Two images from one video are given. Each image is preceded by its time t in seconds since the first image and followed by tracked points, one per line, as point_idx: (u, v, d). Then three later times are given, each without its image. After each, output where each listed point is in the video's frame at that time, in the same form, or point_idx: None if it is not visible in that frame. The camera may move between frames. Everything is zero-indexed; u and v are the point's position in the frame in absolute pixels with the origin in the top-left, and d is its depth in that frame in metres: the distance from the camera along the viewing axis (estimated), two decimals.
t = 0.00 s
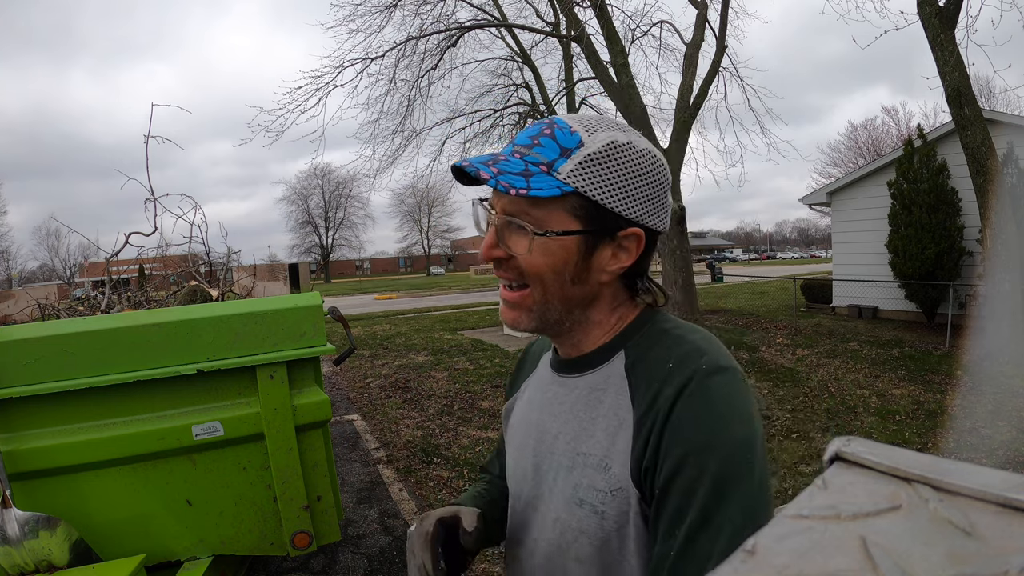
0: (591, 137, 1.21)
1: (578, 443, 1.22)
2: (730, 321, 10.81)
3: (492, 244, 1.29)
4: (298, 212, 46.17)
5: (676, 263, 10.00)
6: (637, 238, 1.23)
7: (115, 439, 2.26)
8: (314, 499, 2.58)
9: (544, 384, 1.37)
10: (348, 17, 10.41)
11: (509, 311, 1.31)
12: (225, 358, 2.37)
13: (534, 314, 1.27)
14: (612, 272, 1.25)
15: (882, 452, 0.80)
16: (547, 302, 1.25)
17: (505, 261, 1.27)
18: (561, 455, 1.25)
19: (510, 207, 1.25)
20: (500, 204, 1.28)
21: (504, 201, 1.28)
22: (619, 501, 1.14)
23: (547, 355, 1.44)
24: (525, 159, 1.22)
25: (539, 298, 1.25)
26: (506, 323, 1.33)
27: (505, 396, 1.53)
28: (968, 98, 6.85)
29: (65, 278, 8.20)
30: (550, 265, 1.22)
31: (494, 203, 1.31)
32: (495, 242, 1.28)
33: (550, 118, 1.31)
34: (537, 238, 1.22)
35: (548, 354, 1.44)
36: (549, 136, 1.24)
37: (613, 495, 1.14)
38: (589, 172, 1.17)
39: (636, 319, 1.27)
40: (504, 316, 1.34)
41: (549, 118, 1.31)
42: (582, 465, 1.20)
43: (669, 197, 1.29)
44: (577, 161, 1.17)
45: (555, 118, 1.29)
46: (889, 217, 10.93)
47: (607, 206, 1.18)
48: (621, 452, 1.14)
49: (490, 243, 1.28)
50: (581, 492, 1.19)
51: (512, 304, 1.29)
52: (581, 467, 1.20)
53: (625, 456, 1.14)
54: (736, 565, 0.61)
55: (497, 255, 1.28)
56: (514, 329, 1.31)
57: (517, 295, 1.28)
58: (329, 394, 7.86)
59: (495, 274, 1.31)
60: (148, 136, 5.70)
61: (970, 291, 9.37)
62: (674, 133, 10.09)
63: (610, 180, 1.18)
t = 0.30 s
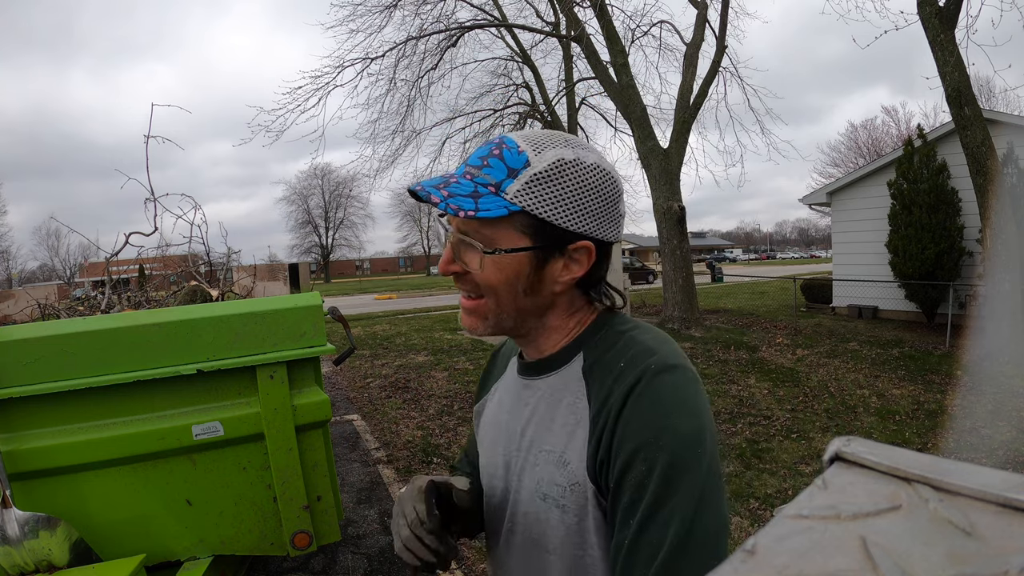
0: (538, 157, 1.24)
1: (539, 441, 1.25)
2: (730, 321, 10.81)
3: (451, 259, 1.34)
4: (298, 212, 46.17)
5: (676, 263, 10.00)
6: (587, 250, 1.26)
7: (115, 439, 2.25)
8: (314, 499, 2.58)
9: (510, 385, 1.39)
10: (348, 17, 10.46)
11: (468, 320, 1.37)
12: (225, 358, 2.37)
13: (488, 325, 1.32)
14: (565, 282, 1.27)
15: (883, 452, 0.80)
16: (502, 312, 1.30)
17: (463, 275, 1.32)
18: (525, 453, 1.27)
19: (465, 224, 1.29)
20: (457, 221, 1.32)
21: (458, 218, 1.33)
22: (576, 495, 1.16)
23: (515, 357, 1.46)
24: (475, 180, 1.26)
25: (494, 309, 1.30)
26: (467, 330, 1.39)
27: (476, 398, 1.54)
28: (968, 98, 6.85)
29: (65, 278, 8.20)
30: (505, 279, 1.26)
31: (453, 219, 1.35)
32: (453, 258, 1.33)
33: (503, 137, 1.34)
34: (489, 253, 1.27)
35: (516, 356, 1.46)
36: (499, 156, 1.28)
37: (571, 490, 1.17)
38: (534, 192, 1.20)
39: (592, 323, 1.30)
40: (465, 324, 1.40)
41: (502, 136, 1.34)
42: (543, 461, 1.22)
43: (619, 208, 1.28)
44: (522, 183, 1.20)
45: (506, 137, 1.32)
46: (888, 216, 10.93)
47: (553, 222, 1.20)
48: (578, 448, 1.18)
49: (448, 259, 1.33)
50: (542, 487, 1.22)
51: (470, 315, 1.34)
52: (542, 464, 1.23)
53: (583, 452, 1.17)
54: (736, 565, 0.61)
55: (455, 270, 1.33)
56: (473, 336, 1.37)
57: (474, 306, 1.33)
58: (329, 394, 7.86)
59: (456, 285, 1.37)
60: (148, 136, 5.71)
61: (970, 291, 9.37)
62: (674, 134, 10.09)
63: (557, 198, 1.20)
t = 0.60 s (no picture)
0: (540, 154, 1.26)
1: (532, 449, 1.25)
2: (730, 321, 10.81)
3: (448, 262, 1.28)
4: (298, 212, 46.19)
5: (676, 263, 9.99)
6: (585, 248, 1.29)
7: (115, 438, 2.26)
8: (314, 499, 2.58)
9: (499, 396, 1.40)
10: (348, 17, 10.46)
11: (456, 327, 1.33)
12: (225, 358, 2.37)
13: (482, 331, 1.29)
14: (562, 283, 1.29)
15: (882, 452, 0.80)
16: (503, 315, 1.27)
17: (459, 280, 1.28)
18: (518, 462, 1.26)
19: (466, 226, 1.26)
20: (453, 223, 1.29)
21: (457, 220, 1.28)
22: (577, 502, 1.16)
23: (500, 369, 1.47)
24: (480, 177, 1.24)
25: (495, 311, 1.27)
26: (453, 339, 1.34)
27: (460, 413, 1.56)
28: (968, 98, 6.85)
29: (65, 278, 8.20)
30: (510, 282, 1.25)
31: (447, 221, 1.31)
32: (450, 262, 1.28)
33: (497, 135, 1.33)
34: (494, 254, 1.24)
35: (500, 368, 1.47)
36: (500, 154, 1.27)
37: (571, 498, 1.16)
38: (543, 187, 1.21)
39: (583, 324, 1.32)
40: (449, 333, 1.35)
41: (495, 136, 1.34)
42: (539, 469, 1.22)
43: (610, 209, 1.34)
44: (531, 177, 1.21)
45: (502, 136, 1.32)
46: (888, 216, 10.93)
47: (560, 219, 1.22)
48: (576, 453, 1.17)
49: (443, 263, 1.29)
50: (539, 496, 1.21)
51: (462, 323, 1.30)
52: (538, 473, 1.22)
53: (580, 456, 1.17)
54: (736, 565, 0.61)
55: (451, 274, 1.28)
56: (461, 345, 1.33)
57: (472, 309, 1.29)
58: (329, 394, 7.86)
59: (446, 290, 1.32)
60: (149, 137, 5.74)
61: (970, 291, 9.37)
62: (674, 134, 10.10)
63: (562, 194, 1.22)
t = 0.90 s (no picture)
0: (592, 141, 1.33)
1: (544, 463, 1.23)
2: (730, 321, 10.80)
3: (522, 266, 1.23)
4: (298, 212, 46.20)
5: (676, 263, 9.99)
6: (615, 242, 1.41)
7: (115, 438, 2.26)
8: (314, 499, 2.58)
9: (497, 411, 1.38)
10: (348, 17, 10.46)
11: (520, 343, 1.25)
12: (225, 358, 2.37)
13: (548, 341, 1.26)
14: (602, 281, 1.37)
15: (883, 452, 0.80)
16: (571, 320, 1.28)
17: (531, 285, 1.24)
18: (527, 480, 1.24)
19: (541, 220, 1.24)
20: (525, 219, 1.25)
21: (529, 217, 1.25)
22: (593, 511, 1.16)
23: (492, 384, 1.44)
24: (564, 161, 1.22)
25: (566, 316, 1.27)
26: (511, 358, 1.26)
27: (438, 432, 1.54)
28: (968, 98, 6.85)
29: (65, 278, 8.21)
30: (581, 280, 1.28)
31: (515, 218, 1.26)
32: (524, 266, 1.24)
33: (543, 118, 1.33)
34: (573, 252, 1.26)
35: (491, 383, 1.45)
36: (566, 137, 1.28)
37: (587, 509, 1.16)
38: (604, 176, 1.30)
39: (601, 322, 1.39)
40: (505, 353, 1.27)
41: (539, 118, 1.33)
42: (552, 482, 1.20)
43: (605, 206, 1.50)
44: (599, 164, 1.28)
45: (551, 120, 1.32)
46: (888, 216, 10.93)
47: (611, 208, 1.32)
48: (590, 461, 1.18)
49: (518, 267, 1.23)
50: (551, 512, 1.19)
51: (530, 335, 1.25)
52: (548, 486, 1.21)
53: (596, 462, 1.17)
54: (735, 565, 0.61)
55: (527, 278, 1.23)
56: (524, 363, 1.26)
57: (542, 317, 1.25)
58: (329, 394, 7.86)
59: (513, 300, 1.25)
60: (149, 137, 5.75)
61: (970, 291, 9.37)
62: (674, 134, 10.10)
63: (610, 184, 1.33)
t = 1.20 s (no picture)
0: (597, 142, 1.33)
1: (547, 471, 1.22)
2: (730, 321, 10.80)
3: (522, 271, 1.23)
4: (298, 212, 46.21)
5: (676, 263, 9.99)
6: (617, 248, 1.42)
7: (114, 438, 2.25)
8: (314, 499, 2.58)
9: (495, 419, 1.37)
10: (348, 17, 10.46)
11: (520, 350, 1.24)
12: (225, 358, 2.37)
13: (547, 347, 1.24)
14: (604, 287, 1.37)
15: (882, 452, 0.80)
16: (569, 327, 1.28)
17: (530, 290, 1.23)
18: (530, 490, 1.23)
19: (541, 223, 1.24)
20: (525, 223, 1.25)
21: (530, 219, 1.24)
22: (597, 519, 1.16)
23: (486, 393, 1.44)
24: (568, 161, 1.22)
25: (565, 323, 1.27)
26: (511, 364, 1.25)
27: (429, 442, 1.54)
28: (968, 98, 6.84)
29: (65, 278, 8.21)
30: (583, 286, 1.28)
31: (516, 223, 1.25)
32: (523, 271, 1.23)
33: (546, 116, 1.32)
34: (573, 257, 1.25)
35: (485, 393, 1.44)
36: (569, 136, 1.28)
37: (593, 517, 1.16)
38: (607, 178, 1.30)
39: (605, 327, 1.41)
40: (503, 359, 1.26)
41: (543, 116, 1.33)
42: (556, 490, 1.20)
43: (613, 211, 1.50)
44: (602, 165, 1.29)
45: (556, 118, 1.32)
46: (888, 216, 10.93)
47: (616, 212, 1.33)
48: (595, 468, 1.18)
49: (518, 272, 1.23)
50: (555, 520, 1.19)
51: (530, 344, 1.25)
52: (552, 495, 1.20)
53: (601, 469, 1.17)
54: (736, 566, 0.61)
55: (526, 283, 1.23)
56: (523, 369, 1.25)
57: (541, 324, 1.25)
58: (329, 394, 7.86)
59: (514, 306, 1.24)
60: (149, 137, 5.76)
61: (970, 291, 9.37)
62: (674, 134, 10.10)
63: (613, 187, 1.33)
